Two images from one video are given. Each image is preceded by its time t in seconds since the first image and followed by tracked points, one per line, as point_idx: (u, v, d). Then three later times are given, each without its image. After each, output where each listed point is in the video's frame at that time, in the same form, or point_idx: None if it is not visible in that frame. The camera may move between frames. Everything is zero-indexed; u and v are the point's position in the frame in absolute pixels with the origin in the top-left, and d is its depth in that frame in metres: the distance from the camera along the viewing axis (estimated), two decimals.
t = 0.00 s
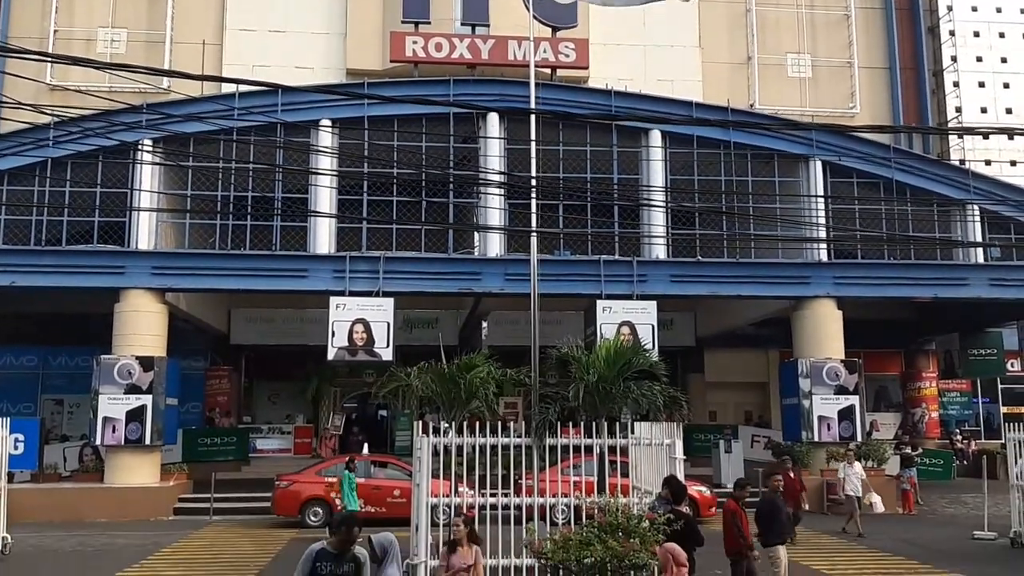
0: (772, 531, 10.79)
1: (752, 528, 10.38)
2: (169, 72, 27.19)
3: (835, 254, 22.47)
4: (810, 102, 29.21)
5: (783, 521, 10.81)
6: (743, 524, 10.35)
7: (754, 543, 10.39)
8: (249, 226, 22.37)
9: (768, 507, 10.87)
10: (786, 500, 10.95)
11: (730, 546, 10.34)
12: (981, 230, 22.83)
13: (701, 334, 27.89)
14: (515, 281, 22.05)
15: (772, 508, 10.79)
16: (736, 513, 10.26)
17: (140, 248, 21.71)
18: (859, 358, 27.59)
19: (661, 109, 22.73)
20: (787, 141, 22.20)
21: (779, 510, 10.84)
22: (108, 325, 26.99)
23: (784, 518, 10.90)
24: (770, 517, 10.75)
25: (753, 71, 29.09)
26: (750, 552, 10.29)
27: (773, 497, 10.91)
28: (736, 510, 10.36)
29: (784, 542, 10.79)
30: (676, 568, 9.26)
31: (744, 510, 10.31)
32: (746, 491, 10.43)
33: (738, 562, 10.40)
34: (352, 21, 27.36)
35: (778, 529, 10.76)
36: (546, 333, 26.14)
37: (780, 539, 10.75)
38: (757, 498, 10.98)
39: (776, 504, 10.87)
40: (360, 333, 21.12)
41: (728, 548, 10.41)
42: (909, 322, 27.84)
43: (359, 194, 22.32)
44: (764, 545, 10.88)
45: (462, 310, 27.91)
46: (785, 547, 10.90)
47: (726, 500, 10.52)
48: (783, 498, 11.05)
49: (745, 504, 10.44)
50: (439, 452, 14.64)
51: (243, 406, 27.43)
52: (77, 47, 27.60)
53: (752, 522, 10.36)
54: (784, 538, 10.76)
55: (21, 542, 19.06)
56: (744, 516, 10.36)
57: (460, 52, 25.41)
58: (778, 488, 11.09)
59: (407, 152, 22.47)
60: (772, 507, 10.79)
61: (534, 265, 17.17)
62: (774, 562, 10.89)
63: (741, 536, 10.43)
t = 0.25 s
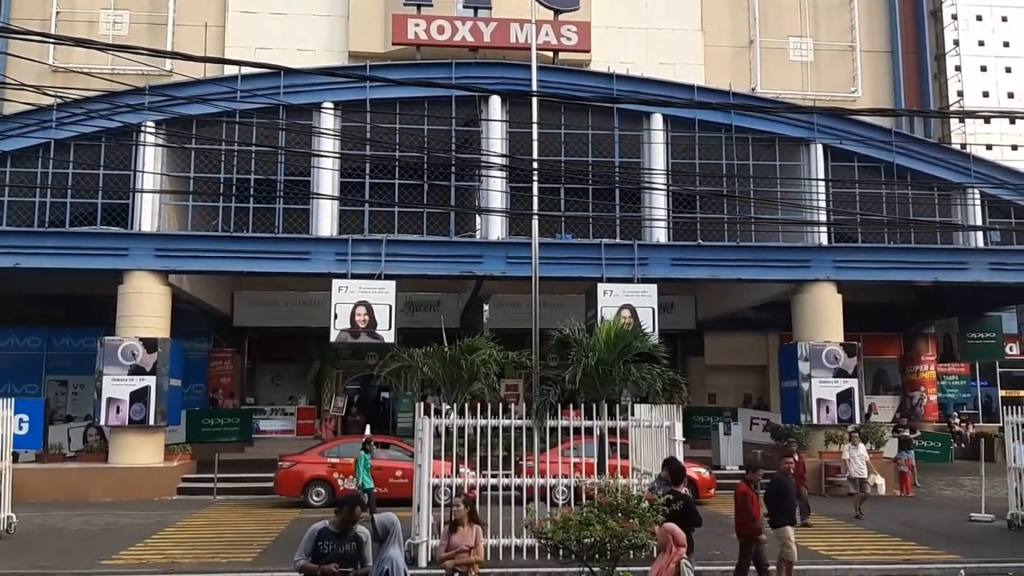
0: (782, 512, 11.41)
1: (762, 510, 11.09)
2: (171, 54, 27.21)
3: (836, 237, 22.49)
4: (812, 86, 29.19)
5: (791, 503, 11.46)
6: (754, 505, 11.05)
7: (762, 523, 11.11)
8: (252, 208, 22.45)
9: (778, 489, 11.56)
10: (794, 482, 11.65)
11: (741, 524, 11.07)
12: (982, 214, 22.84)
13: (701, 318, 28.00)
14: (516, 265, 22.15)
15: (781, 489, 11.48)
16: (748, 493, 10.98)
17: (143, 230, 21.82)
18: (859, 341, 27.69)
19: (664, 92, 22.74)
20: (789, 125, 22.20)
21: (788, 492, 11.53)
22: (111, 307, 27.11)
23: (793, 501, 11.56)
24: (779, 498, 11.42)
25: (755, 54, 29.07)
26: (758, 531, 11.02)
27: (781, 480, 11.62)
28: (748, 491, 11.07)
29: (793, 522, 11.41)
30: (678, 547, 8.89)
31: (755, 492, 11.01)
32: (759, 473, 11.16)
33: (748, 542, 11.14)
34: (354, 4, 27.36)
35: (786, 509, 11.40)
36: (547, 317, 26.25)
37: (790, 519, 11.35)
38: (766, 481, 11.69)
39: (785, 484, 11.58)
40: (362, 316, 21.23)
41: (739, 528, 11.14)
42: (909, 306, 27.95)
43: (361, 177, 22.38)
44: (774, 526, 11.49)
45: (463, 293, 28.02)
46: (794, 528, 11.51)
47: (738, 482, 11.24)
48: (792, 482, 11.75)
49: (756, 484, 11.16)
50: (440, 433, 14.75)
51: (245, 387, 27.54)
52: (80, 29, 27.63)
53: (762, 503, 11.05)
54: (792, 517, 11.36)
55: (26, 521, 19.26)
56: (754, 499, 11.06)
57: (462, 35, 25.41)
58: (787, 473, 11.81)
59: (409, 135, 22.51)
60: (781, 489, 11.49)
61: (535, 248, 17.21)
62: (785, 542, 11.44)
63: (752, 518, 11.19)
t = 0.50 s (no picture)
0: (796, 498, 11.60)
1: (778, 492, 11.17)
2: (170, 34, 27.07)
3: (837, 220, 22.43)
4: (814, 68, 29.04)
5: (806, 489, 11.67)
6: (770, 487, 11.16)
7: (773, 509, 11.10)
8: (251, 190, 22.39)
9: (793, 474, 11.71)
10: (810, 467, 11.79)
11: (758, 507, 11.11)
12: (984, 197, 22.75)
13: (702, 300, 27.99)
14: (517, 248, 22.13)
15: (796, 473, 11.66)
16: (765, 475, 11.08)
17: (142, 212, 21.78)
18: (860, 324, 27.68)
19: (665, 73, 22.62)
20: (790, 107, 22.07)
21: (802, 477, 11.70)
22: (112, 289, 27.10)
23: (807, 485, 11.73)
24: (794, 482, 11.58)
25: (757, 35, 28.91)
26: (776, 512, 11.01)
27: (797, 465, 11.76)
28: (764, 473, 11.17)
29: (808, 506, 11.60)
30: (677, 530, 8.50)
31: (771, 474, 11.12)
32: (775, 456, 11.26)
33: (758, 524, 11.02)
34: None
35: (801, 494, 11.64)
36: (548, 300, 26.23)
37: (808, 504, 11.60)
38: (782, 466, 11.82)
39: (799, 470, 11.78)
40: (363, 298, 21.21)
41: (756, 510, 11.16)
42: (909, 289, 27.95)
43: (360, 159, 22.31)
44: (789, 511, 11.65)
45: (463, 275, 28.00)
46: (808, 512, 11.68)
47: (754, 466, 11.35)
48: (807, 468, 11.87)
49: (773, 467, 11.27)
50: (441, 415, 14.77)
51: (246, 369, 27.55)
52: (78, 9, 27.46)
53: (777, 485, 11.14)
54: (809, 502, 11.61)
55: (28, 502, 19.33)
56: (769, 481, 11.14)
57: (462, 15, 25.26)
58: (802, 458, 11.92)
59: (409, 117, 22.40)
60: (796, 475, 11.66)
61: (536, 231, 17.15)
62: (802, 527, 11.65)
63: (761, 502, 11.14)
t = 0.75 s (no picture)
0: (811, 481, 11.74)
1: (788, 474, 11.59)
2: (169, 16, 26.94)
3: (838, 203, 22.38)
4: (816, 50, 28.91)
5: (820, 471, 11.78)
6: (781, 468, 11.58)
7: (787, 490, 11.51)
8: (251, 173, 22.36)
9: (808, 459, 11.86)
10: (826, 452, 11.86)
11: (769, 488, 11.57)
12: (985, 179, 22.66)
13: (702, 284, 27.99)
14: (517, 231, 22.12)
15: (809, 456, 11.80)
16: (776, 458, 11.52)
17: (141, 194, 21.79)
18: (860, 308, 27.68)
19: (667, 55, 22.51)
20: (791, 89, 21.96)
21: (817, 463, 11.79)
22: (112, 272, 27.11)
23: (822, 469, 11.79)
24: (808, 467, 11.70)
25: (759, 17, 28.77)
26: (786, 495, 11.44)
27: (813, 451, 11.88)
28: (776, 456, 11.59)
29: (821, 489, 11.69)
30: (675, 512, 8.51)
31: (782, 457, 11.51)
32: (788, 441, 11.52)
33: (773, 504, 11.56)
34: None
35: (815, 476, 11.73)
36: (548, 283, 26.24)
37: (820, 486, 11.66)
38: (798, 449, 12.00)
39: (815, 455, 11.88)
40: (363, 281, 21.21)
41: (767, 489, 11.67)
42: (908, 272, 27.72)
43: (360, 142, 22.23)
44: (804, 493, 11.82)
45: (463, 259, 27.97)
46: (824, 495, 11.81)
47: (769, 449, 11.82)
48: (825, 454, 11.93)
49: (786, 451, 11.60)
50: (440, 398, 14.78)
51: (247, 352, 27.54)
52: None
53: (789, 468, 11.56)
54: (822, 485, 11.66)
55: (30, 483, 19.43)
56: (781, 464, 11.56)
57: None
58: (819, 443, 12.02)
59: (409, 99, 22.29)
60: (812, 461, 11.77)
61: (536, 213, 17.10)
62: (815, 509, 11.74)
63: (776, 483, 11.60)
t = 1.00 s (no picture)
0: (824, 465, 11.82)
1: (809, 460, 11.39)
2: None
3: (838, 186, 22.34)
4: (817, 32, 28.79)
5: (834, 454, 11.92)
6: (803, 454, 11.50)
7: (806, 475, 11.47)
8: (250, 155, 22.35)
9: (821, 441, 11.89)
10: (836, 434, 11.99)
11: (793, 474, 11.29)
12: (986, 162, 22.60)
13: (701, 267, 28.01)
14: (517, 214, 22.13)
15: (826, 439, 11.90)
16: (799, 444, 11.25)
17: (141, 176, 21.81)
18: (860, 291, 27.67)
19: (667, 37, 22.43)
20: (792, 71, 21.89)
21: (830, 445, 11.86)
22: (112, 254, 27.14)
23: (832, 451, 11.92)
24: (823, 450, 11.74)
25: None
26: (811, 481, 11.21)
27: (825, 432, 11.91)
28: (796, 441, 11.35)
29: (833, 473, 11.82)
30: (674, 491, 8.33)
31: (804, 442, 11.32)
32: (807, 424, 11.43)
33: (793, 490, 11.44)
34: None
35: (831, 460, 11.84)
36: (548, 266, 26.27)
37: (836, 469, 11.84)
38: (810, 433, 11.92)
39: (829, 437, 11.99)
40: (363, 264, 21.22)
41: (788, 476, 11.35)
42: (909, 255, 27.96)
43: (360, 124, 22.19)
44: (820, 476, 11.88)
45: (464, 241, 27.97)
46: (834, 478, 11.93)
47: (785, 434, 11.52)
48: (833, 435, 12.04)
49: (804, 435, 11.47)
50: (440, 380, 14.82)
51: (248, 334, 27.64)
52: None
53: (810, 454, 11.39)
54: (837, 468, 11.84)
55: (31, 464, 19.52)
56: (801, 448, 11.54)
57: None
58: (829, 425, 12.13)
59: (409, 80, 22.21)
60: (826, 442, 11.79)
61: (535, 196, 17.12)
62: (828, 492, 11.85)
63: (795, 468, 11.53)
